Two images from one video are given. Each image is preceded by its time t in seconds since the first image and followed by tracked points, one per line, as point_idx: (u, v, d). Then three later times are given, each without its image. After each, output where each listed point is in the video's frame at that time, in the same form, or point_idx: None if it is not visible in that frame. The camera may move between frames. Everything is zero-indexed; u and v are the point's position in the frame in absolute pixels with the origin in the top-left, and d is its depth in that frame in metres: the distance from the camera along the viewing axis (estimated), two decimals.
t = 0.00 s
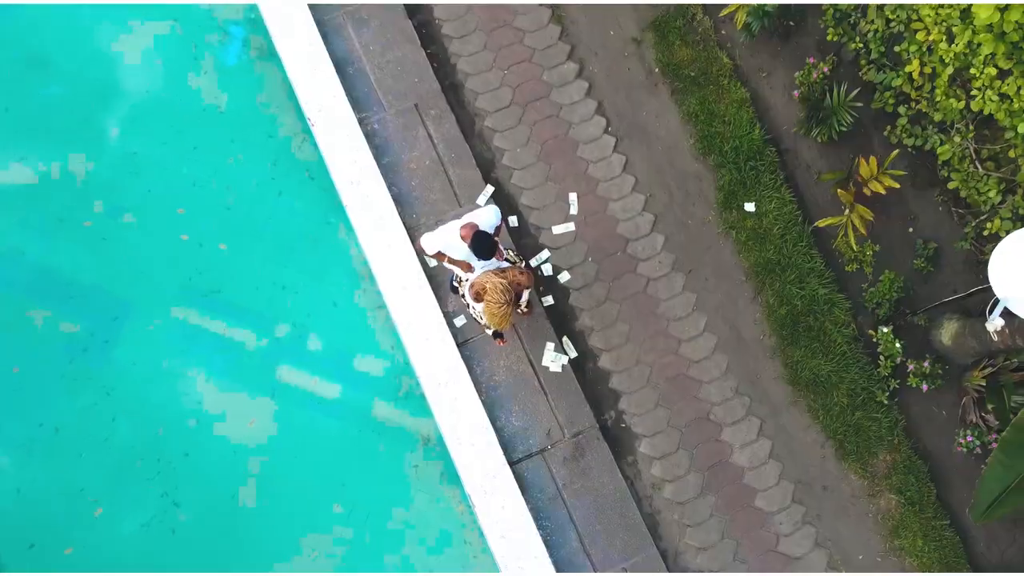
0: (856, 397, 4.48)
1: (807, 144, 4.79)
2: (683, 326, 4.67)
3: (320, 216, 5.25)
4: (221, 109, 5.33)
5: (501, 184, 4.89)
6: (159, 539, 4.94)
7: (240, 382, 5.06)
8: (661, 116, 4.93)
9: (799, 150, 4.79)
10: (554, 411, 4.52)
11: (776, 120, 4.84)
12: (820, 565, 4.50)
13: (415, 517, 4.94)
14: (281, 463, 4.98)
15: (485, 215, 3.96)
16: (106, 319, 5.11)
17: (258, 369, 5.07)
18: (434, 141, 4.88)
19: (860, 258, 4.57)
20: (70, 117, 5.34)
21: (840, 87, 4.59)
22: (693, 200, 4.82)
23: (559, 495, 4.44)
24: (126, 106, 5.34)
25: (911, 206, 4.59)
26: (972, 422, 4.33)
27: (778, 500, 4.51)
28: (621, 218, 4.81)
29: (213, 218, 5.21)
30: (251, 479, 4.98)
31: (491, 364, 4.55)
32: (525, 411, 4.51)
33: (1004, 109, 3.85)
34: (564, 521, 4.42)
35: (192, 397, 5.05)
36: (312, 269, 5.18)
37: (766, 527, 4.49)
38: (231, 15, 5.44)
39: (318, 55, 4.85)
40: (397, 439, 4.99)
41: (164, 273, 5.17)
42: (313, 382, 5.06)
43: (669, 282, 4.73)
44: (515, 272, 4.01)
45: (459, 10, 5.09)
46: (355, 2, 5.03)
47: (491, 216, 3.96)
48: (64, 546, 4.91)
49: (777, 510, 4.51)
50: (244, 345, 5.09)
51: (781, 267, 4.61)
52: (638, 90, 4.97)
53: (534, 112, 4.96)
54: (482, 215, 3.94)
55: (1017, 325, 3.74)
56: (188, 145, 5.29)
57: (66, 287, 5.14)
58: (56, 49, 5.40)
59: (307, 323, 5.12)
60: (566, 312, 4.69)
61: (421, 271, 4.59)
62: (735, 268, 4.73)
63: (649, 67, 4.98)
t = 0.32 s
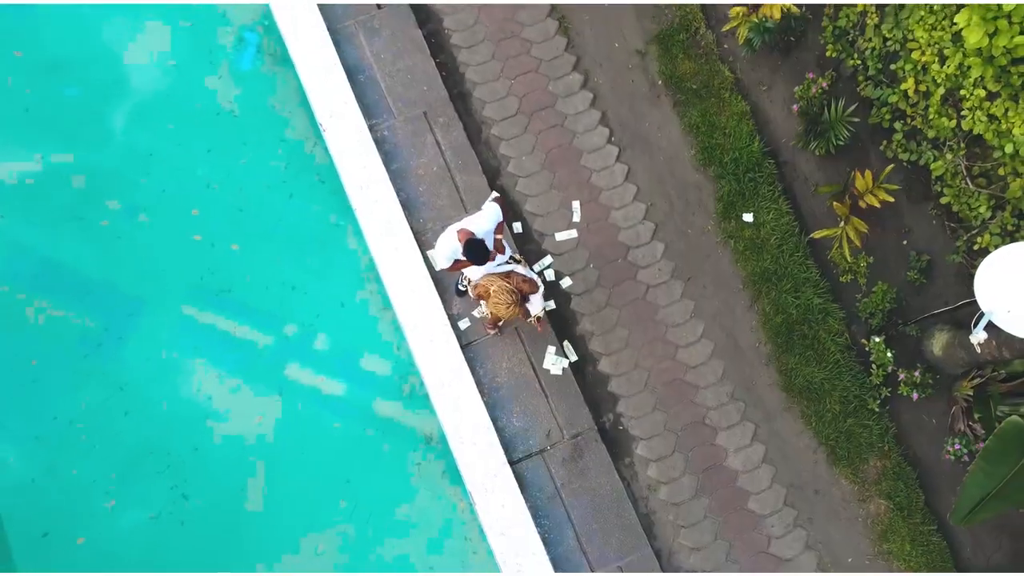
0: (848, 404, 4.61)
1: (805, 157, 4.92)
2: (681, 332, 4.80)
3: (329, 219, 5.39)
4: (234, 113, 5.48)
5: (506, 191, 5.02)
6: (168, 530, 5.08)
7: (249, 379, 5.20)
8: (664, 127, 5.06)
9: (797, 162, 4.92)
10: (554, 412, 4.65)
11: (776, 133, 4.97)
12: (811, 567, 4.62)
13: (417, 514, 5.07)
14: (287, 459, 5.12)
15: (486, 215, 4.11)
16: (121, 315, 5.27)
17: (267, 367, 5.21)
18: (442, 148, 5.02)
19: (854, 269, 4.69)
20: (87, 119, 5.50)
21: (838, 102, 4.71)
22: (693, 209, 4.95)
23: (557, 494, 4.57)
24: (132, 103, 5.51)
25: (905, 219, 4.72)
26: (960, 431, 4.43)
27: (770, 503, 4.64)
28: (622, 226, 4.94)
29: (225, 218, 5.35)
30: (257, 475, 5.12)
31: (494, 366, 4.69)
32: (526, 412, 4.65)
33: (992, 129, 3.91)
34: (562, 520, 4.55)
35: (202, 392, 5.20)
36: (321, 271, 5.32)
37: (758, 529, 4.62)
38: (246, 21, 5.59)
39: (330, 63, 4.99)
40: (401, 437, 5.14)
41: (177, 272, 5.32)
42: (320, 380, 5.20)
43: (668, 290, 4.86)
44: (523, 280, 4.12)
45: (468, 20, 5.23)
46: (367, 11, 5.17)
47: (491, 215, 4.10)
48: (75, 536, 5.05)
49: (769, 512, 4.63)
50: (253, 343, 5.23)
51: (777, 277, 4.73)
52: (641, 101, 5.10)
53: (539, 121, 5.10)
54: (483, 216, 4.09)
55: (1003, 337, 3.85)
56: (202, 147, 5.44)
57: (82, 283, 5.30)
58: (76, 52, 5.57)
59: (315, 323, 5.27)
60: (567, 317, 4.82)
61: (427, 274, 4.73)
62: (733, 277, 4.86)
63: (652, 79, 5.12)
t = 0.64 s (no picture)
0: (841, 411, 4.74)
1: (804, 169, 5.04)
2: (680, 339, 4.93)
3: (339, 221, 5.54)
4: (248, 116, 5.63)
5: (511, 198, 5.15)
6: (178, 521, 5.22)
7: (258, 377, 5.35)
8: (666, 138, 5.19)
9: (796, 174, 5.04)
10: (555, 414, 4.78)
11: (776, 145, 5.10)
12: (801, 569, 4.74)
13: (419, 511, 5.21)
14: (294, 454, 5.27)
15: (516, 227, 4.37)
16: (135, 312, 5.42)
17: (276, 365, 5.36)
18: (450, 155, 5.15)
19: (849, 280, 4.83)
20: (104, 119, 5.65)
21: (837, 117, 4.84)
22: (693, 218, 5.08)
23: (556, 493, 4.70)
24: (140, 100, 5.67)
25: (901, 231, 4.83)
26: (950, 439, 4.60)
27: (763, 506, 4.76)
28: (624, 234, 5.07)
29: (237, 219, 5.50)
30: (264, 469, 5.26)
31: (497, 368, 4.82)
32: (527, 413, 4.78)
33: (982, 149, 4.02)
34: (560, 519, 4.68)
35: (212, 388, 5.35)
36: (330, 272, 5.47)
37: (751, 531, 4.75)
38: (260, 27, 5.74)
39: (342, 70, 5.13)
40: (405, 435, 5.28)
41: (191, 271, 5.47)
42: (327, 378, 5.34)
43: (667, 296, 4.99)
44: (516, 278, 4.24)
45: (478, 30, 5.37)
46: (379, 20, 5.31)
47: (519, 226, 4.34)
48: (88, 525, 5.20)
49: (762, 515, 4.76)
50: (263, 342, 5.38)
51: (774, 286, 4.86)
52: (644, 112, 5.24)
53: (545, 130, 5.23)
54: (510, 222, 4.33)
55: (990, 349, 3.98)
56: (216, 149, 5.59)
57: (98, 280, 5.46)
58: (95, 55, 5.73)
59: (323, 322, 5.41)
60: (569, 321, 4.95)
61: (433, 277, 4.87)
62: (731, 285, 4.98)
63: (656, 90, 5.25)
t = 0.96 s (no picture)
0: (834, 419, 4.87)
1: (802, 182, 5.17)
2: (678, 344, 5.06)
3: (348, 223, 5.70)
4: (261, 120, 5.78)
5: (517, 205, 5.28)
6: (187, 514, 5.34)
7: (267, 374, 5.49)
8: (669, 148, 5.32)
9: (795, 187, 5.17)
10: (555, 416, 4.90)
11: (776, 157, 5.23)
12: (793, 571, 4.86)
13: (422, 508, 5.34)
14: (301, 450, 5.40)
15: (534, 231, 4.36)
16: (149, 309, 5.57)
17: (284, 363, 5.50)
18: (458, 162, 5.29)
19: (844, 290, 4.96)
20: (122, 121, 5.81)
21: (836, 131, 4.97)
22: (694, 227, 5.21)
23: (555, 493, 4.82)
24: (149, 92, 5.84)
25: (896, 244, 4.96)
26: (939, 447, 4.69)
27: (757, 509, 4.88)
28: (626, 242, 5.20)
29: (249, 220, 5.65)
30: (271, 464, 5.39)
31: (499, 370, 4.94)
32: (528, 415, 4.90)
33: (973, 167, 4.14)
34: (559, 518, 4.80)
35: (223, 384, 5.49)
36: (339, 273, 5.62)
37: (745, 534, 4.87)
38: (276, 33, 5.91)
39: (354, 77, 5.28)
40: (409, 433, 5.42)
41: (204, 270, 5.62)
42: (334, 376, 5.49)
43: (667, 303, 5.12)
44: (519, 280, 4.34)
45: (487, 40, 5.51)
46: (391, 29, 5.45)
47: (537, 232, 4.34)
48: (100, 516, 5.31)
49: (755, 518, 4.88)
50: (273, 340, 5.53)
51: (771, 294, 5.00)
52: (648, 123, 5.37)
53: (551, 139, 5.37)
54: (529, 227, 4.34)
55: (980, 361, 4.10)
56: (229, 152, 5.74)
57: (114, 277, 5.61)
58: (114, 59, 5.90)
59: (331, 322, 5.56)
60: (571, 326, 5.08)
61: (439, 281, 5.01)
62: (729, 293, 5.11)
63: (660, 102, 5.38)
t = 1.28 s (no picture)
0: (827, 426, 5.00)
1: (800, 194, 5.30)
2: (676, 351, 5.19)
3: (357, 226, 5.85)
4: (274, 125, 5.95)
5: (521, 212, 5.41)
6: (195, 507, 5.47)
7: (275, 373, 5.63)
8: (671, 159, 5.45)
9: (793, 199, 5.30)
10: (555, 419, 5.03)
11: (775, 169, 5.36)
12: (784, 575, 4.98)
13: (424, 506, 5.48)
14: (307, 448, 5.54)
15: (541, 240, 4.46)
16: (162, 306, 5.72)
17: (292, 362, 5.65)
18: (464, 169, 5.42)
19: (839, 301, 5.09)
20: (139, 123, 5.99)
21: (834, 146, 5.09)
22: (694, 237, 5.34)
23: (554, 494, 4.95)
24: (165, 96, 6.03)
25: (892, 256, 5.08)
26: (928, 456, 4.84)
27: (749, 513, 5.01)
28: (627, 250, 5.33)
29: (261, 222, 5.80)
30: (277, 461, 5.53)
31: (501, 373, 5.08)
32: (529, 417, 5.03)
33: (963, 186, 4.25)
34: (556, 518, 4.93)
35: (232, 381, 5.63)
36: (346, 275, 5.78)
37: (737, 537, 4.99)
38: (290, 41, 6.10)
39: (365, 85, 5.42)
40: (413, 432, 5.56)
41: (215, 270, 5.77)
42: (341, 376, 5.63)
43: (666, 311, 5.25)
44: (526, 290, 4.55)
45: (495, 51, 5.66)
46: (402, 38, 5.59)
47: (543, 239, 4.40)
48: (110, 507, 5.45)
49: (748, 522, 5.00)
50: (281, 340, 5.67)
51: (768, 304, 5.13)
52: (651, 134, 5.50)
53: (556, 148, 5.50)
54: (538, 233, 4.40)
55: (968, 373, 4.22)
56: (242, 155, 5.90)
57: (128, 275, 5.76)
58: (133, 64, 6.10)
59: (338, 323, 5.71)
60: (572, 331, 5.21)
61: (444, 285, 5.15)
62: (727, 302, 5.24)
63: (663, 114, 5.52)
